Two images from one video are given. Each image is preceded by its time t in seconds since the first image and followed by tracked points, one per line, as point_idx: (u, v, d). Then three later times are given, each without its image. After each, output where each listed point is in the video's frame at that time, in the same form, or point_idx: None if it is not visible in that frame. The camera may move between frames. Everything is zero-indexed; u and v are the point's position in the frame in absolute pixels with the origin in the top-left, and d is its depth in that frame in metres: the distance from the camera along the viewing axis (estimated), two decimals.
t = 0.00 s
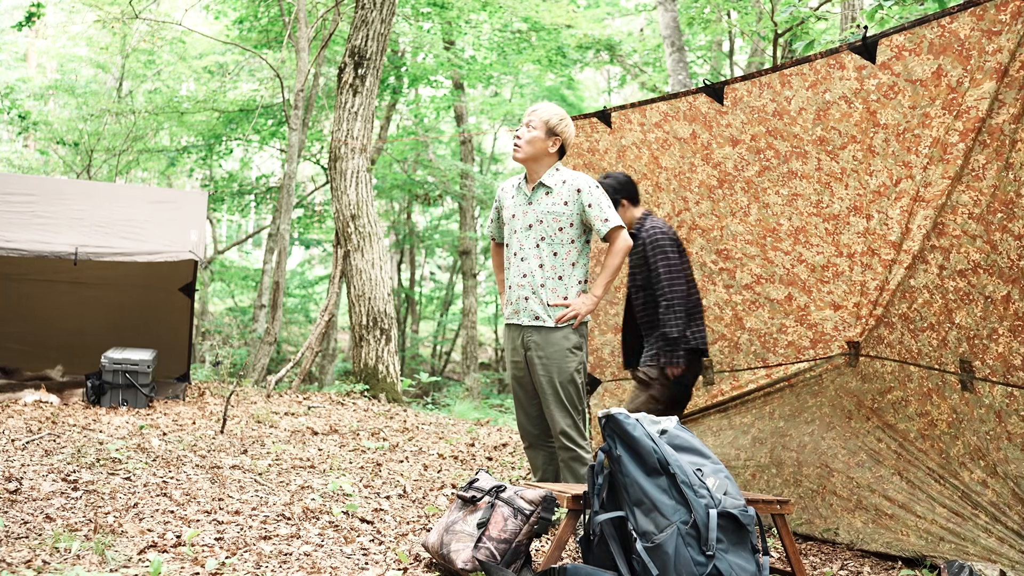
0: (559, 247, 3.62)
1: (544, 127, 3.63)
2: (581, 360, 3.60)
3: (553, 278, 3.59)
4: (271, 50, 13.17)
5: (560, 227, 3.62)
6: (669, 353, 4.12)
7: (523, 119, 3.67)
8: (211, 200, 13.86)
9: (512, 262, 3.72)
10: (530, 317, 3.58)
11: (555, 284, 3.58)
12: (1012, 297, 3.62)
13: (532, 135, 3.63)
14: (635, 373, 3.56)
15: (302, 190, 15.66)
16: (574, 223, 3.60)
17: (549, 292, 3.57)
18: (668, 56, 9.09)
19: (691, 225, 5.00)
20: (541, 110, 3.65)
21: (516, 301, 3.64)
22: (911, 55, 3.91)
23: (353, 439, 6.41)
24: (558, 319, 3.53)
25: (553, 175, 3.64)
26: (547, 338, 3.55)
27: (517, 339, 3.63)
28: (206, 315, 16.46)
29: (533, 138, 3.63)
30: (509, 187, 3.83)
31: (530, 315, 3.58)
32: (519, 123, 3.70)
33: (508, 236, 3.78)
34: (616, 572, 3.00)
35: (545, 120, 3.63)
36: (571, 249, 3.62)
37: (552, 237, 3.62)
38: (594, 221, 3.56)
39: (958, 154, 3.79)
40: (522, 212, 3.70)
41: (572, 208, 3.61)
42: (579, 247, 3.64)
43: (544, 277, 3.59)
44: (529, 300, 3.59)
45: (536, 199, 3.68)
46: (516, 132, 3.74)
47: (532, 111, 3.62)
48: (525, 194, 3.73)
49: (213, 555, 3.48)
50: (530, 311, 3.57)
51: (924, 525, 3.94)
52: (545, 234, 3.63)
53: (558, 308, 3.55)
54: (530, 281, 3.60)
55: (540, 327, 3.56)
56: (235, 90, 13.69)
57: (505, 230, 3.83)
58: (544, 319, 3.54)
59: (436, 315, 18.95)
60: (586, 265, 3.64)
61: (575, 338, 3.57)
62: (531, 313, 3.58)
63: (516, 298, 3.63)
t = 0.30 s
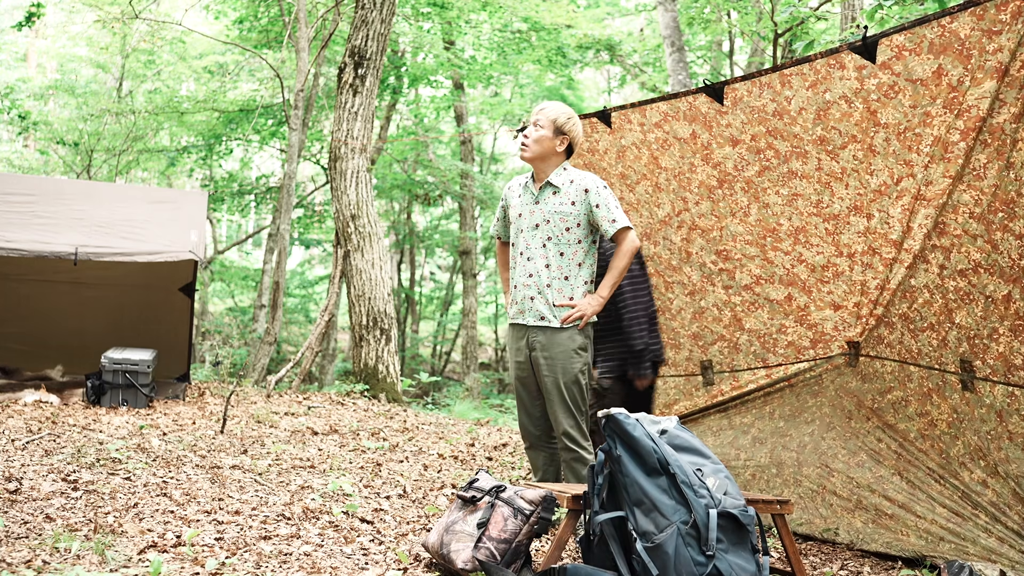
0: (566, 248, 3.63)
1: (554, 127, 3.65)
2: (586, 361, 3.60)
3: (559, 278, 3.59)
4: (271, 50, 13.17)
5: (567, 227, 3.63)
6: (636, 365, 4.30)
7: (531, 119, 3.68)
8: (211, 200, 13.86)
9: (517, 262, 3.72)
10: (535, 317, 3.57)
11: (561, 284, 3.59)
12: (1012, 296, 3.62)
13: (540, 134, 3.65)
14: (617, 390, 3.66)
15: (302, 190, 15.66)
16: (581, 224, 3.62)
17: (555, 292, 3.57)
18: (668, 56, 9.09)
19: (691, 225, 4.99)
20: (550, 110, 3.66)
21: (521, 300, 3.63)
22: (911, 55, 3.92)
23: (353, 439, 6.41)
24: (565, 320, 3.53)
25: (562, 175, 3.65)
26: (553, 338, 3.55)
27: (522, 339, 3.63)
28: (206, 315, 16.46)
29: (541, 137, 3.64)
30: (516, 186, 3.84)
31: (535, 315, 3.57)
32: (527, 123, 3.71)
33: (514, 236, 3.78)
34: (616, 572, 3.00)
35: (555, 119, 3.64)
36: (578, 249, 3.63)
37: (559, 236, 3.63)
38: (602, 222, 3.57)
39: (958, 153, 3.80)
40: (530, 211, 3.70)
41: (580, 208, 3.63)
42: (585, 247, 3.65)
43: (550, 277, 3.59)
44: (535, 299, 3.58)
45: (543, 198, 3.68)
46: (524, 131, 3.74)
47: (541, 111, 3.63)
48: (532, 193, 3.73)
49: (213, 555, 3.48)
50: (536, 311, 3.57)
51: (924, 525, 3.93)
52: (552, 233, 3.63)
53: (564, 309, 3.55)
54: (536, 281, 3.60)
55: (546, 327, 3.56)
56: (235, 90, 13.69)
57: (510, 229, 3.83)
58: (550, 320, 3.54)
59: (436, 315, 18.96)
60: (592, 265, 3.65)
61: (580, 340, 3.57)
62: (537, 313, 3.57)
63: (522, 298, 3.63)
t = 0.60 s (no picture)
0: (570, 247, 3.62)
1: (556, 126, 3.61)
2: (589, 361, 3.61)
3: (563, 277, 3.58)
4: (271, 50, 13.16)
5: (572, 226, 3.62)
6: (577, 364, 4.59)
7: (531, 118, 3.65)
8: (211, 200, 13.86)
9: (522, 260, 3.71)
10: (539, 316, 3.57)
11: (565, 283, 3.58)
12: (1010, 298, 3.64)
13: (543, 134, 3.62)
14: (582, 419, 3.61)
15: (302, 190, 15.66)
16: (586, 223, 3.61)
17: (559, 291, 3.57)
18: (668, 56, 9.08)
19: (692, 224, 4.98)
20: (551, 108, 3.62)
21: (525, 299, 3.62)
22: (910, 55, 3.92)
23: (353, 439, 6.41)
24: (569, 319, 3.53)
25: (567, 173, 3.64)
26: (557, 337, 3.55)
27: (524, 338, 3.63)
28: (206, 315, 16.46)
29: (543, 136, 3.62)
30: (520, 185, 3.82)
31: (538, 313, 3.57)
32: (527, 121, 3.68)
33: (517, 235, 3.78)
34: (616, 572, 3.00)
35: (557, 118, 3.61)
36: (582, 248, 3.62)
37: (564, 235, 3.62)
38: (607, 222, 3.57)
39: (958, 154, 3.81)
40: (534, 210, 3.70)
41: (584, 207, 3.62)
42: (590, 246, 3.64)
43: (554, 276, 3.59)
44: (539, 298, 3.58)
45: (547, 197, 3.68)
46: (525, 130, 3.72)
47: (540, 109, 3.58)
48: (537, 191, 3.72)
49: (213, 555, 3.48)
50: (539, 309, 3.57)
51: (924, 525, 3.93)
52: (557, 233, 3.63)
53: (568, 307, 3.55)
54: (541, 280, 3.60)
55: (550, 326, 3.56)
56: (235, 89, 13.69)
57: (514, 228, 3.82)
58: (554, 319, 3.54)
59: (436, 315, 18.96)
60: (597, 265, 3.64)
61: (584, 340, 3.58)
62: (541, 312, 3.57)
63: (525, 297, 3.63)
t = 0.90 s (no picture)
0: (572, 251, 3.63)
1: (569, 137, 3.54)
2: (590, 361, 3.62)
3: (568, 281, 3.58)
4: (271, 50, 13.16)
5: (574, 231, 3.62)
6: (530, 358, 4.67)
7: (544, 125, 3.50)
8: (211, 200, 13.86)
9: (521, 263, 3.68)
10: (544, 319, 3.58)
11: (570, 286, 3.58)
12: (1006, 300, 3.67)
13: (553, 142, 3.52)
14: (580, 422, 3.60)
15: (302, 190, 15.66)
16: (588, 227, 3.63)
17: (563, 294, 3.57)
18: (668, 56, 9.08)
19: (693, 224, 4.96)
20: (560, 115, 3.52)
21: (528, 303, 3.61)
22: (910, 56, 3.92)
23: (353, 440, 6.41)
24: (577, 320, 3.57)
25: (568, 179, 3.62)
26: (560, 338, 3.57)
27: (527, 339, 3.64)
28: (206, 315, 16.46)
29: (553, 145, 3.53)
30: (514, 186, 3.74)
31: (544, 317, 3.58)
32: (529, 125, 3.56)
33: (514, 238, 3.72)
34: (616, 572, 3.00)
35: (568, 128, 3.53)
36: (583, 251, 3.64)
37: (566, 240, 3.62)
38: (609, 226, 3.64)
39: (957, 154, 3.81)
40: (534, 214, 3.65)
41: (586, 212, 3.63)
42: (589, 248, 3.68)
43: (558, 280, 3.58)
44: (543, 303, 3.58)
45: (548, 202, 3.64)
46: (525, 133, 3.60)
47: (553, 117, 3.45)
48: (535, 195, 3.67)
49: (213, 555, 3.49)
50: (544, 313, 3.57)
51: (925, 525, 3.94)
52: (560, 237, 3.61)
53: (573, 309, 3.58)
54: (544, 284, 3.59)
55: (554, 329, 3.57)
56: (235, 90, 13.69)
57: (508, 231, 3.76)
58: (559, 322, 3.56)
59: (436, 315, 18.96)
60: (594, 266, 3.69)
61: (586, 336, 3.62)
62: (545, 316, 3.58)
63: (528, 301, 3.62)
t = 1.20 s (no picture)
0: (568, 251, 3.75)
1: (567, 144, 3.62)
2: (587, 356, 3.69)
3: (570, 281, 3.70)
4: (271, 50, 13.15)
5: (569, 232, 3.75)
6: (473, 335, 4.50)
7: (549, 133, 3.55)
8: (211, 200, 13.87)
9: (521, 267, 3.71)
10: (552, 320, 3.64)
11: (572, 286, 3.70)
12: (1003, 301, 3.69)
13: (555, 149, 3.57)
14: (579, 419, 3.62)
15: (302, 190, 15.66)
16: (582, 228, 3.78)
17: (566, 293, 3.68)
18: (668, 56, 9.08)
19: (693, 224, 4.96)
20: (559, 123, 3.59)
21: (534, 306, 3.66)
22: (910, 55, 3.92)
23: (353, 440, 6.40)
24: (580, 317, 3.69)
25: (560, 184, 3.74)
26: (563, 336, 3.64)
27: (531, 339, 3.69)
28: (206, 315, 16.46)
29: (555, 151, 3.58)
30: (505, 191, 3.75)
31: (551, 318, 3.64)
32: (529, 131, 3.57)
33: (512, 243, 3.74)
34: (616, 572, 3.00)
35: (566, 135, 3.62)
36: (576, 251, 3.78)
37: (564, 242, 3.72)
38: (596, 227, 3.88)
39: (957, 154, 3.81)
40: (532, 218, 3.71)
41: (578, 214, 3.78)
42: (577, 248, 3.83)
43: (561, 280, 3.68)
44: (550, 304, 3.64)
45: (543, 206, 3.72)
46: (523, 139, 3.61)
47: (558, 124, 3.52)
48: (530, 200, 3.72)
49: (213, 555, 3.49)
50: (552, 315, 3.64)
51: (924, 525, 3.95)
52: (559, 239, 3.71)
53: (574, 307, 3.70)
54: (548, 286, 3.66)
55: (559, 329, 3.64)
56: (235, 90, 13.71)
57: (503, 236, 3.75)
58: (566, 322, 3.64)
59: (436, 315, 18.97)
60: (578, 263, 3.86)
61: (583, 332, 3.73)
62: (553, 317, 3.64)
63: (532, 304, 3.67)
